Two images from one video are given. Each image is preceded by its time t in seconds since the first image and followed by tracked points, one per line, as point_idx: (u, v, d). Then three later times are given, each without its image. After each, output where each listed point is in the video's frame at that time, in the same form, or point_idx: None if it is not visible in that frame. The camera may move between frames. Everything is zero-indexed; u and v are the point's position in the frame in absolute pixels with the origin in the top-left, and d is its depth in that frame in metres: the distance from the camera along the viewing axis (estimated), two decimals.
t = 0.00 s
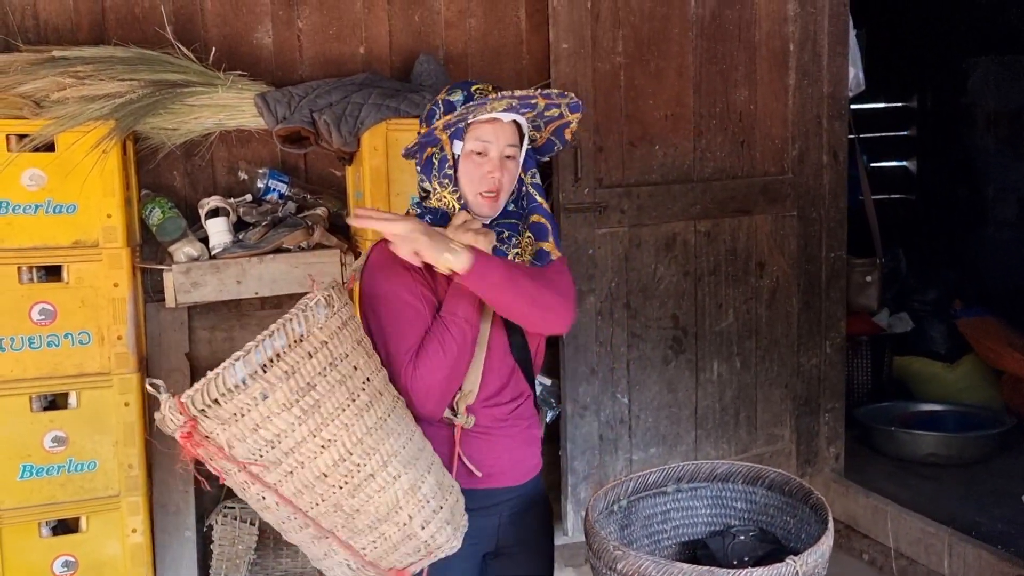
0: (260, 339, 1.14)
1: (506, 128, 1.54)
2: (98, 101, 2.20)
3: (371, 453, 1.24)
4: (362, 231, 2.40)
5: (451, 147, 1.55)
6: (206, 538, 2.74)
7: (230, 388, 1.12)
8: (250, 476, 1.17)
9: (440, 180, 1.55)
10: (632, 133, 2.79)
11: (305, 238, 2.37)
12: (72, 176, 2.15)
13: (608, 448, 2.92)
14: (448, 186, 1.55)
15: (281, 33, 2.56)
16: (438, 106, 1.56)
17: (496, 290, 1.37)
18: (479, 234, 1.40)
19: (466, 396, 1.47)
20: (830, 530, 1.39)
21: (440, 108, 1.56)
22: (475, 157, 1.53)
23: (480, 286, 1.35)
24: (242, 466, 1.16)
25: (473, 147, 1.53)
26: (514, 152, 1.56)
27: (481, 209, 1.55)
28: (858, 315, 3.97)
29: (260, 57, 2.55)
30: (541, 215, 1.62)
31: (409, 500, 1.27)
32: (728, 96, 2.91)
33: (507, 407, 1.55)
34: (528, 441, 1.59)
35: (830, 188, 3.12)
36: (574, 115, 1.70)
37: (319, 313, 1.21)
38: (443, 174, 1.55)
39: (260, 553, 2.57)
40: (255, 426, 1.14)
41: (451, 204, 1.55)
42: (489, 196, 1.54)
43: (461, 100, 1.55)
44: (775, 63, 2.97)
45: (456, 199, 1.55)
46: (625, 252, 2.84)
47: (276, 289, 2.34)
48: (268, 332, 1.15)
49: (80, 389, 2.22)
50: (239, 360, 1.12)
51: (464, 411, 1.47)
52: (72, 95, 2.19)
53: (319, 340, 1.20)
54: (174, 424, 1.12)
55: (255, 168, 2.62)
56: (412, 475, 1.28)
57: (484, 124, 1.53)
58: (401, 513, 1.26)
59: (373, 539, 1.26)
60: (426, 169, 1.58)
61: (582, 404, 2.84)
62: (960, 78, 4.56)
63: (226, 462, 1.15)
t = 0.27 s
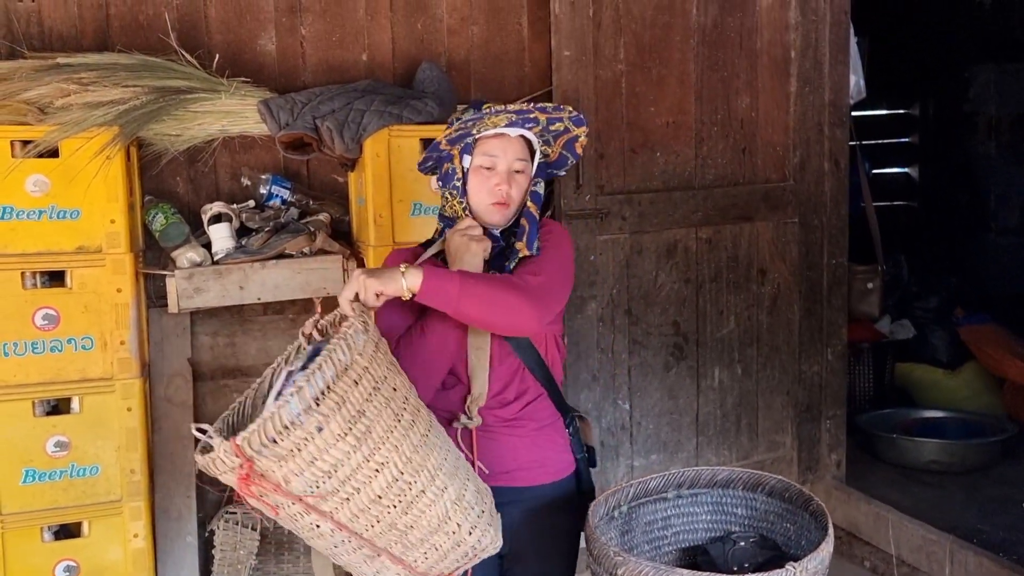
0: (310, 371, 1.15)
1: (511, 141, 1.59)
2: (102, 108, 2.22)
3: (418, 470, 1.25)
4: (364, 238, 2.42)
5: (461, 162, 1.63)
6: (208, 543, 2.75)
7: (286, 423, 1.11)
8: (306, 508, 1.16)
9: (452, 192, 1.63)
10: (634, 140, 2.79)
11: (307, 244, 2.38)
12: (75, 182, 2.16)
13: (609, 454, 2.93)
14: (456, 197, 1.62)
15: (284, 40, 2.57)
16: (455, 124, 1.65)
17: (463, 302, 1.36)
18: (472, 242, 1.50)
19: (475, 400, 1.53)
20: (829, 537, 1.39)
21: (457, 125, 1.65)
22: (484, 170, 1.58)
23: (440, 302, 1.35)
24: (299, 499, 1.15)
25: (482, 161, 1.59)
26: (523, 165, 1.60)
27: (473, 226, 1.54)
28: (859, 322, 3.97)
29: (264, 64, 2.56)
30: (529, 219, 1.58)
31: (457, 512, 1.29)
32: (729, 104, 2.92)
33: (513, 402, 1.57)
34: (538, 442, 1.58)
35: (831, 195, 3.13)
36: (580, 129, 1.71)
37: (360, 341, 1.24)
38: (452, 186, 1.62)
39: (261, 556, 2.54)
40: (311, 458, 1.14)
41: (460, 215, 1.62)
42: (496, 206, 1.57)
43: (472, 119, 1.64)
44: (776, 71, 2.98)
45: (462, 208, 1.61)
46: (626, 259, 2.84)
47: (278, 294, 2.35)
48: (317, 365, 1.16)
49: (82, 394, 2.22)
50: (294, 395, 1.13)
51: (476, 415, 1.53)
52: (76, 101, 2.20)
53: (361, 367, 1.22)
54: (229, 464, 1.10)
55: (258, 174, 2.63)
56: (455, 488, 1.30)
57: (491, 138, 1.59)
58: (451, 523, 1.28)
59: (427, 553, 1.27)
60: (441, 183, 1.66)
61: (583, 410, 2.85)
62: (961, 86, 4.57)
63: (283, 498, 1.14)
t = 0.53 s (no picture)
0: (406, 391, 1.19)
1: (530, 161, 1.56)
2: (103, 113, 2.22)
3: (484, 489, 1.28)
4: (364, 242, 2.42)
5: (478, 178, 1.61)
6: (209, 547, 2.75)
7: (390, 440, 1.13)
8: (392, 529, 1.15)
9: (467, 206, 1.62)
10: (634, 143, 2.80)
11: (307, 249, 2.39)
12: (77, 187, 2.16)
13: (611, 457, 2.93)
14: (471, 212, 1.61)
15: (284, 45, 2.58)
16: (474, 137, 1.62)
17: (508, 347, 1.45)
18: (435, 267, 1.49)
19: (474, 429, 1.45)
20: (829, 538, 1.39)
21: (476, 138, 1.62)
22: (499, 188, 1.57)
23: (486, 345, 1.44)
24: (387, 521, 1.14)
25: (498, 178, 1.56)
26: (541, 183, 1.57)
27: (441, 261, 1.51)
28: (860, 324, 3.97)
29: (264, 69, 2.57)
30: (560, 246, 1.58)
31: (507, 533, 1.32)
32: (729, 106, 2.93)
33: (517, 402, 1.56)
34: (543, 445, 1.56)
35: (831, 197, 3.13)
36: (597, 151, 1.64)
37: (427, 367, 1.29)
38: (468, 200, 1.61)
39: (263, 562, 2.52)
40: (406, 477, 1.14)
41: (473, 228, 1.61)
42: (508, 224, 1.56)
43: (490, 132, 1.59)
44: (776, 73, 2.99)
45: (475, 224, 1.61)
46: (627, 261, 2.85)
47: (279, 299, 2.35)
48: (412, 384, 1.19)
49: (84, 399, 2.23)
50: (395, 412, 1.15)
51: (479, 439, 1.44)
52: (78, 107, 2.21)
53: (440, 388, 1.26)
54: (331, 482, 1.08)
55: (258, 179, 2.63)
56: (508, 509, 1.34)
57: (509, 157, 1.56)
58: (503, 543, 1.31)
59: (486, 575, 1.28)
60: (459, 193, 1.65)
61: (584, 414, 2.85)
62: (961, 87, 4.57)
63: (373, 518, 1.13)
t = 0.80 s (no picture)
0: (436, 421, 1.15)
1: (551, 164, 1.52)
2: (101, 112, 2.21)
3: (503, 512, 1.26)
4: (364, 240, 2.40)
5: (493, 173, 1.55)
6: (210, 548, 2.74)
7: (419, 470, 1.10)
8: (412, 557, 1.13)
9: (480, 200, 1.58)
10: (635, 140, 2.78)
11: (307, 248, 2.38)
12: (75, 186, 2.15)
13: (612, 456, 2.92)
14: (484, 208, 1.57)
15: (283, 43, 2.56)
16: (491, 128, 1.55)
17: (530, 364, 1.45)
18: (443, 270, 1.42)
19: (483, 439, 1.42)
20: (834, 536, 1.38)
21: (493, 129, 1.55)
22: (517, 188, 1.54)
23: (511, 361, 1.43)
24: (410, 549, 1.12)
25: (517, 178, 1.53)
26: (559, 185, 1.55)
27: (451, 262, 1.44)
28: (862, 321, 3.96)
29: (263, 67, 2.55)
30: (577, 252, 1.60)
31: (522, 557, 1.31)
32: (730, 103, 2.91)
33: (522, 407, 1.55)
34: (549, 447, 1.55)
35: (833, 193, 3.11)
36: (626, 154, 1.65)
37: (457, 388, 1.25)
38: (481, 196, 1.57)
39: (265, 563, 2.50)
40: (432, 507, 1.12)
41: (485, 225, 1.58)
42: (524, 225, 1.54)
43: (512, 128, 1.53)
44: (777, 70, 2.98)
45: (489, 221, 1.57)
46: (628, 259, 2.83)
47: (278, 298, 2.34)
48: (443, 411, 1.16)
49: (83, 399, 2.22)
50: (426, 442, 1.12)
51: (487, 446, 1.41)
52: (75, 105, 2.20)
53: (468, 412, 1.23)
54: (357, 513, 1.07)
55: (258, 177, 2.62)
56: (523, 529, 1.32)
57: (530, 158, 1.52)
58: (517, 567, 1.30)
59: None
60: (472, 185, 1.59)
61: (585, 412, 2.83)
62: (963, 84, 4.56)
63: (395, 546, 1.11)
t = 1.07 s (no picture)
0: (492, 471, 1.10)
1: (542, 156, 1.49)
2: (105, 111, 2.21)
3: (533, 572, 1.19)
4: (367, 238, 2.41)
5: (483, 165, 1.53)
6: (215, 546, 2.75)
7: (478, 527, 1.03)
8: None
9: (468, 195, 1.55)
10: (636, 139, 2.79)
11: (310, 246, 2.38)
12: (79, 185, 2.16)
13: (615, 453, 2.92)
14: (472, 203, 1.54)
15: (286, 41, 2.57)
16: (482, 120, 1.54)
17: (558, 369, 1.41)
18: (452, 276, 1.33)
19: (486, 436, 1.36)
20: (838, 533, 1.38)
21: (484, 122, 1.53)
22: (506, 180, 1.50)
23: (539, 376, 1.40)
24: None
25: (506, 171, 1.50)
26: (551, 179, 1.51)
27: (461, 269, 1.34)
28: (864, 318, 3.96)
29: (265, 66, 2.56)
30: (570, 249, 1.57)
31: None
32: (732, 100, 2.92)
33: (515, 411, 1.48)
34: (540, 456, 1.47)
35: (835, 190, 3.11)
36: (618, 149, 1.64)
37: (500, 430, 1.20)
38: (470, 190, 1.54)
39: (268, 559, 2.56)
40: (483, 565, 1.05)
41: (473, 221, 1.55)
42: (513, 219, 1.51)
43: (502, 120, 1.51)
44: (778, 67, 2.98)
45: (478, 217, 1.54)
46: (630, 257, 2.84)
47: (282, 297, 2.35)
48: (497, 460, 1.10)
49: (88, 398, 2.22)
50: (483, 494, 1.06)
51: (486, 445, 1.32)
52: (79, 104, 2.20)
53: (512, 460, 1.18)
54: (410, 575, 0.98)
55: (260, 176, 2.63)
56: None
57: (519, 149, 1.49)
58: None
59: None
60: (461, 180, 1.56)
61: (588, 410, 2.84)
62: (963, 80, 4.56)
63: None
